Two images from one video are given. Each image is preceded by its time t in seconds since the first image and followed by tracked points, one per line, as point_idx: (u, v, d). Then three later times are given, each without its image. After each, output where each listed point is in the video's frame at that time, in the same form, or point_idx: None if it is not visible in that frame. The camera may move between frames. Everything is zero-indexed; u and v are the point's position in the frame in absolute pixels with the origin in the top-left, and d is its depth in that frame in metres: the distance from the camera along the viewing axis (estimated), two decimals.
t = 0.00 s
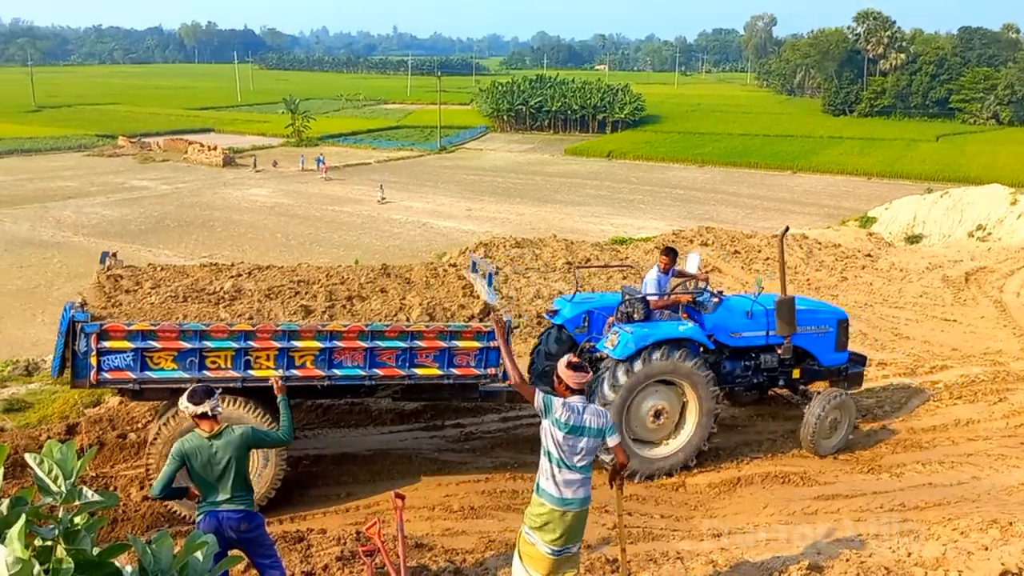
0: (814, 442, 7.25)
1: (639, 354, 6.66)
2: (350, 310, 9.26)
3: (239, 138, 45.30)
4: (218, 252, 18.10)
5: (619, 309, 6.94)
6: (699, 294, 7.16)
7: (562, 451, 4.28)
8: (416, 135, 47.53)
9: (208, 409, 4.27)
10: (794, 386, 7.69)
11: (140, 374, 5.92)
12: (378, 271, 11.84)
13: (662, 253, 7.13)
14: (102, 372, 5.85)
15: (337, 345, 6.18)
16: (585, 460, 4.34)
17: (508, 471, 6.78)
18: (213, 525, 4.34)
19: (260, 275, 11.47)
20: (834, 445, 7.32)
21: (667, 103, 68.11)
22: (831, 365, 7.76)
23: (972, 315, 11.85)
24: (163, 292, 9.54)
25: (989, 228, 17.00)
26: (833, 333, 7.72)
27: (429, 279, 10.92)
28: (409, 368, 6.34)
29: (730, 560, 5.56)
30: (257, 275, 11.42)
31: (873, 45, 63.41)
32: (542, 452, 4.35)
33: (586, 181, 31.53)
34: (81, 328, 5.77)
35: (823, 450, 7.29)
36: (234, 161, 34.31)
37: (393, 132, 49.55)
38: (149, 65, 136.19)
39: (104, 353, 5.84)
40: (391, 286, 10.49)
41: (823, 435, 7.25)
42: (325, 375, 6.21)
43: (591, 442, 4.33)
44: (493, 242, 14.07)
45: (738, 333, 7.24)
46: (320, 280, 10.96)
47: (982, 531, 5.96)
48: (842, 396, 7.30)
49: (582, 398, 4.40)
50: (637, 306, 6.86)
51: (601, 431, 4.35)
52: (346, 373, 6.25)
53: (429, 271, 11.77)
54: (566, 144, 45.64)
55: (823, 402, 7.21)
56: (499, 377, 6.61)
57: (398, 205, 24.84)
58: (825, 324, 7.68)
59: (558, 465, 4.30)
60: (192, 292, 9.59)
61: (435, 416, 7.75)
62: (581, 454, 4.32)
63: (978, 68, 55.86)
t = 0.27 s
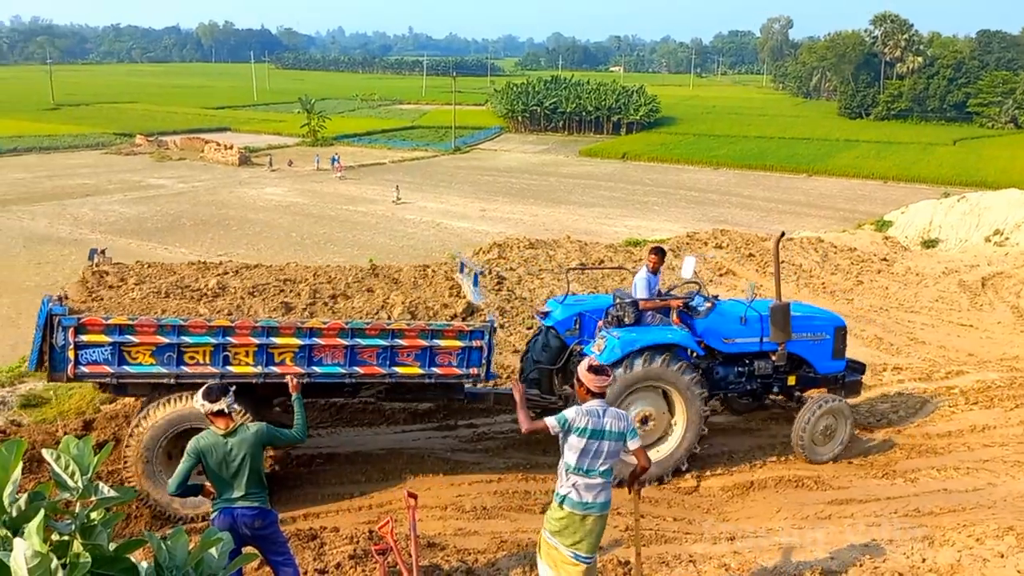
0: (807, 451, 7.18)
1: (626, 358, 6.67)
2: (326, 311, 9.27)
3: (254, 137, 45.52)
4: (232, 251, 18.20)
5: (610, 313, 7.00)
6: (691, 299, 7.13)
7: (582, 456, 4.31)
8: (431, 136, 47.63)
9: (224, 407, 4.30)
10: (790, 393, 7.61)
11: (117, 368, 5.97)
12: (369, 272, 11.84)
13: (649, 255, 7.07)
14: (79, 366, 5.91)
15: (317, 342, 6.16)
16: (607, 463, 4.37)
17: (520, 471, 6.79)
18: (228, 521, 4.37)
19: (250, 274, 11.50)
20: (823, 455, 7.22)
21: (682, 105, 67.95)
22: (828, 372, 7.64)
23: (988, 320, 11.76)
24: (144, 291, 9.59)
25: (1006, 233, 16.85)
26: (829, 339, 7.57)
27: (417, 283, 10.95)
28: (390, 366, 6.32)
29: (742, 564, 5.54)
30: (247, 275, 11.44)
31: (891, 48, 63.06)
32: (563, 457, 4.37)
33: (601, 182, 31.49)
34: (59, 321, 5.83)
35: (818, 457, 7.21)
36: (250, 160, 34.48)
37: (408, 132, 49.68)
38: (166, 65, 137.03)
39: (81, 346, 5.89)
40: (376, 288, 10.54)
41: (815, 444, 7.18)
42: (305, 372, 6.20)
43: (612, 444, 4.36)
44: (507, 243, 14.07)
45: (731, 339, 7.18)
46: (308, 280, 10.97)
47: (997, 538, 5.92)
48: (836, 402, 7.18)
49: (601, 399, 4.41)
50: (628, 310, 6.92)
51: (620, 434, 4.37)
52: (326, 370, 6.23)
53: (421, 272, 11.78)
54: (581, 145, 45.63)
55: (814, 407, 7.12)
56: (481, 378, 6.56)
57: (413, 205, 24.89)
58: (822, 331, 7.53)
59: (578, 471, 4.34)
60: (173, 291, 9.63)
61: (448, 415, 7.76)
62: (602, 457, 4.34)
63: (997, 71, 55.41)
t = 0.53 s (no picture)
0: (801, 454, 7.11)
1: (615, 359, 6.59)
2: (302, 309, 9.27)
3: (268, 135, 45.70)
4: (246, 248, 18.27)
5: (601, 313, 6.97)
6: (683, 299, 7.07)
7: (599, 463, 4.35)
8: (444, 135, 47.68)
9: (236, 403, 4.33)
10: (783, 397, 7.55)
11: (96, 361, 5.98)
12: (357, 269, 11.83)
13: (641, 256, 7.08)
14: (57, 359, 5.93)
15: (298, 337, 6.16)
16: (621, 466, 4.43)
17: (531, 471, 6.79)
18: (240, 518, 4.39)
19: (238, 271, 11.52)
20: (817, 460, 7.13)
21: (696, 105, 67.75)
22: (822, 376, 7.57)
23: (1004, 324, 11.67)
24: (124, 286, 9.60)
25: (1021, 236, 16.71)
26: (824, 343, 7.53)
27: (406, 279, 10.85)
28: (370, 363, 6.30)
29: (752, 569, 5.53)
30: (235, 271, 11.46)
31: (907, 49, 62.70)
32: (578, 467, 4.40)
33: (614, 182, 31.43)
34: (39, 314, 5.87)
35: (810, 461, 7.13)
36: (264, 158, 34.61)
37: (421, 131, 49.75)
38: (182, 62, 137.78)
39: (60, 340, 5.92)
40: (361, 286, 10.52)
41: (807, 446, 7.12)
42: (285, 368, 6.19)
43: (625, 447, 4.42)
44: (519, 242, 14.06)
45: (722, 341, 7.14)
46: (294, 277, 10.97)
47: (1011, 544, 5.88)
48: (827, 403, 7.12)
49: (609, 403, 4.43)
50: (619, 311, 6.89)
51: (633, 435, 4.43)
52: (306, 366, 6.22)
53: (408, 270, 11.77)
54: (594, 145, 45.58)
55: (805, 409, 7.07)
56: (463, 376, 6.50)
57: (426, 204, 24.92)
58: (816, 334, 7.49)
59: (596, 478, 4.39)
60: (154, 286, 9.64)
61: (459, 413, 7.76)
62: (617, 460, 4.40)
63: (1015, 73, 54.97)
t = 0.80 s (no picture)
0: (788, 457, 7.08)
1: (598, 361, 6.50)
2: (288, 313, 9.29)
3: (277, 134, 45.80)
4: (254, 248, 18.28)
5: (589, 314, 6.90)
6: (672, 300, 7.00)
7: (611, 467, 4.36)
8: (452, 135, 47.70)
9: (245, 402, 4.35)
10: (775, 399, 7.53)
11: (73, 360, 5.98)
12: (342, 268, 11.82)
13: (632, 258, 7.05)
14: (34, 357, 5.92)
15: (277, 337, 6.14)
16: (633, 468, 4.44)
17: (537, 471, 6.79)
18: (246, 516, 4.40)
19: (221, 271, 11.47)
20: (801, 465, 7.09)
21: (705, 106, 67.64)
22: (813, 379, 7.53)
23: (1013, 327, 11.61)
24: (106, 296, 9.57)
25: None
26: (815, 345, 7.49)
27: (391, 281, 10.84)
28: (351, 363, 6.27)
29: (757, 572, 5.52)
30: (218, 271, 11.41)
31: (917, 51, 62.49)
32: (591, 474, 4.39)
33: (622, 183, 31.39)
34: (15, 312, 5.86)
35: (797, 463, 7.09)
36: (272, 158, 34.67)
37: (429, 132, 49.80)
38: (190, 62, 138.14)
39: (36, 337, 5.90)
40: (344, 288, 10.50)
41: (795, 450, 7.08)
42: (265, 368, 6.16)
43: (636, 448, 4.44)
44: (526, 242, 14.05)
45: (710, 343, 7.10)
46: (278, 278, 10.95)
47: (1019, 548, 5.86)
48: (813, 406, 7.07)
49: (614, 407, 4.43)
50: (605, 312, 6.82)
51: (642, 436, 4.45)
52: (285, 366, 6.20)
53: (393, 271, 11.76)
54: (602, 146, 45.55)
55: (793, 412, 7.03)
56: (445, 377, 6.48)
57: (434, 203, 24.94)
58: (806, 336, 7.46)
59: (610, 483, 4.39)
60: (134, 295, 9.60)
61: (465, 413, 7.76)
62: (628, 463, 4.42)
63: None
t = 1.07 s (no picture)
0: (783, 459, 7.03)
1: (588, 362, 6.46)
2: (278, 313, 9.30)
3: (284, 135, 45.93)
4: (262, 248, 18.32)
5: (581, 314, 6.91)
6: (662, 302, 7.06)
7: (626, 473, 4.36)
8: (459, 136, 47.75)
9: (254, 402, 4.35)
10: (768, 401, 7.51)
11: (57, 360, 6.00)
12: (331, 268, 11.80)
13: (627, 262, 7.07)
14: (19, 356, 5.95)
15: (262, 337, 6.14)
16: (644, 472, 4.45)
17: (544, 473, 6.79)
18: (254, 516, 4.41)
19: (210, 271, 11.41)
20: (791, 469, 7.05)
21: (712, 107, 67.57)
22: (806, 381, 7.49)
23: (1021, 329, 11.57)
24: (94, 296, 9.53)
25: None
26: (808, 346, 7.45)
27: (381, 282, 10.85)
28: (337, 364, 6.25)
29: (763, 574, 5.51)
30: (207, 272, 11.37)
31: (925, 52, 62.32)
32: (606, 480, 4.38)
33: (629, 184, 31.38)
34: None
35: (791, 466, 7.05)
36: (280, 159, 34.75)
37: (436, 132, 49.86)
38: (198, 62, 138.53)
39: (21, 336, 5.93)
40: (332, 289, 10.50)
41: (789, 452, 7.04)
42: (250, 368, 6.14)
43: (648, 452, 4.44)
44: (532, 243, 14.06)
45: (701, 344, 7.07)
46: (266, 278, 10.95)
47: None
48: (802, 409, 7.03)
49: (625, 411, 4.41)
50: (595, 313, 6.83)
51: (653, 439, 4.45)
52: (270, 366, 6.19)
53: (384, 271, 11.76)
54: (609, 147, 45.54)
55: (784, 415, 6.98)
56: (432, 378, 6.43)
57: (441, 204, 24.96)
58: (799, 338, 7.42)
59: (624, 488, 4.39)
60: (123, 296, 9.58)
61: (471, 415, 7.76)
62: (641, 467, 4.42)
63: None
